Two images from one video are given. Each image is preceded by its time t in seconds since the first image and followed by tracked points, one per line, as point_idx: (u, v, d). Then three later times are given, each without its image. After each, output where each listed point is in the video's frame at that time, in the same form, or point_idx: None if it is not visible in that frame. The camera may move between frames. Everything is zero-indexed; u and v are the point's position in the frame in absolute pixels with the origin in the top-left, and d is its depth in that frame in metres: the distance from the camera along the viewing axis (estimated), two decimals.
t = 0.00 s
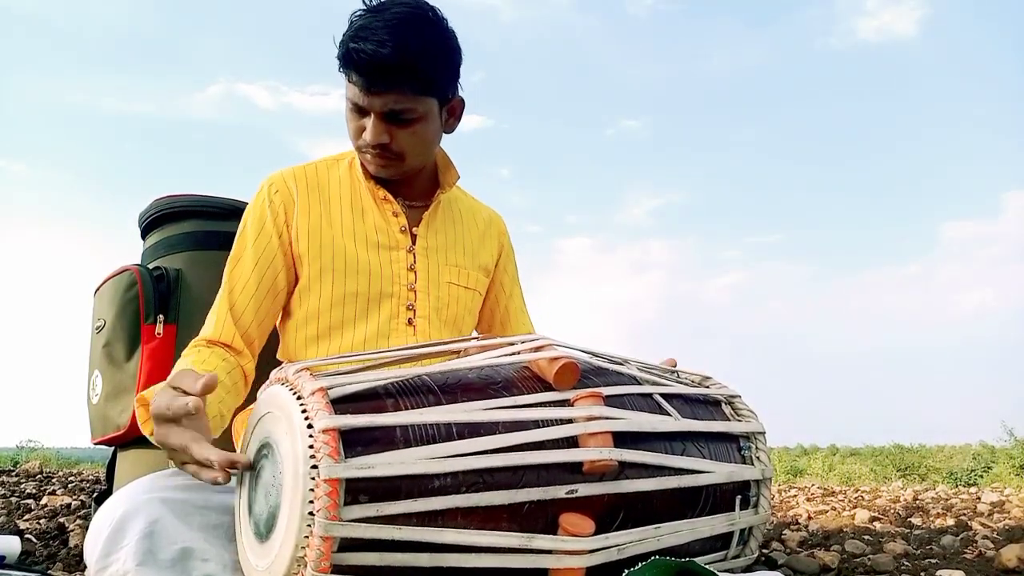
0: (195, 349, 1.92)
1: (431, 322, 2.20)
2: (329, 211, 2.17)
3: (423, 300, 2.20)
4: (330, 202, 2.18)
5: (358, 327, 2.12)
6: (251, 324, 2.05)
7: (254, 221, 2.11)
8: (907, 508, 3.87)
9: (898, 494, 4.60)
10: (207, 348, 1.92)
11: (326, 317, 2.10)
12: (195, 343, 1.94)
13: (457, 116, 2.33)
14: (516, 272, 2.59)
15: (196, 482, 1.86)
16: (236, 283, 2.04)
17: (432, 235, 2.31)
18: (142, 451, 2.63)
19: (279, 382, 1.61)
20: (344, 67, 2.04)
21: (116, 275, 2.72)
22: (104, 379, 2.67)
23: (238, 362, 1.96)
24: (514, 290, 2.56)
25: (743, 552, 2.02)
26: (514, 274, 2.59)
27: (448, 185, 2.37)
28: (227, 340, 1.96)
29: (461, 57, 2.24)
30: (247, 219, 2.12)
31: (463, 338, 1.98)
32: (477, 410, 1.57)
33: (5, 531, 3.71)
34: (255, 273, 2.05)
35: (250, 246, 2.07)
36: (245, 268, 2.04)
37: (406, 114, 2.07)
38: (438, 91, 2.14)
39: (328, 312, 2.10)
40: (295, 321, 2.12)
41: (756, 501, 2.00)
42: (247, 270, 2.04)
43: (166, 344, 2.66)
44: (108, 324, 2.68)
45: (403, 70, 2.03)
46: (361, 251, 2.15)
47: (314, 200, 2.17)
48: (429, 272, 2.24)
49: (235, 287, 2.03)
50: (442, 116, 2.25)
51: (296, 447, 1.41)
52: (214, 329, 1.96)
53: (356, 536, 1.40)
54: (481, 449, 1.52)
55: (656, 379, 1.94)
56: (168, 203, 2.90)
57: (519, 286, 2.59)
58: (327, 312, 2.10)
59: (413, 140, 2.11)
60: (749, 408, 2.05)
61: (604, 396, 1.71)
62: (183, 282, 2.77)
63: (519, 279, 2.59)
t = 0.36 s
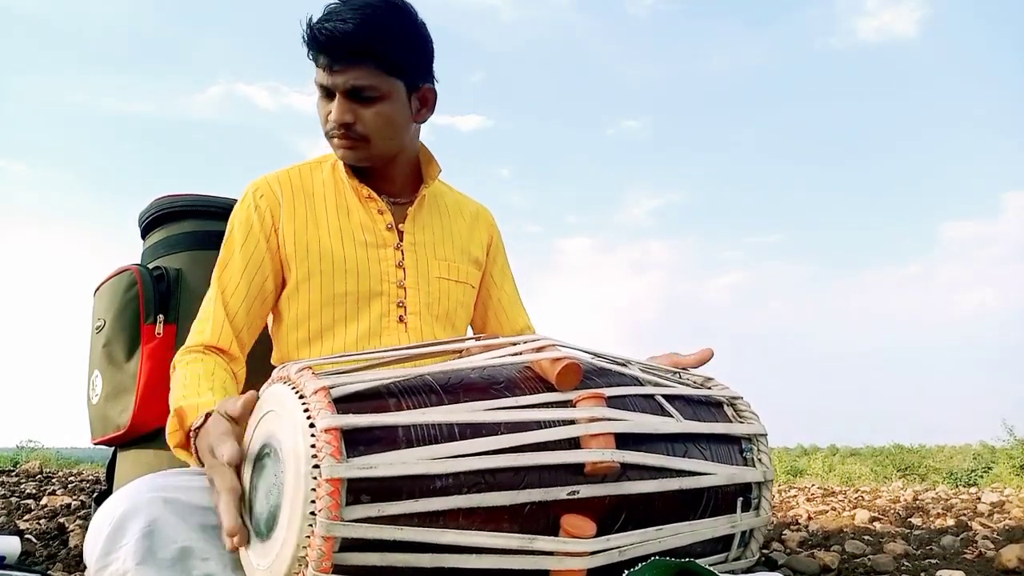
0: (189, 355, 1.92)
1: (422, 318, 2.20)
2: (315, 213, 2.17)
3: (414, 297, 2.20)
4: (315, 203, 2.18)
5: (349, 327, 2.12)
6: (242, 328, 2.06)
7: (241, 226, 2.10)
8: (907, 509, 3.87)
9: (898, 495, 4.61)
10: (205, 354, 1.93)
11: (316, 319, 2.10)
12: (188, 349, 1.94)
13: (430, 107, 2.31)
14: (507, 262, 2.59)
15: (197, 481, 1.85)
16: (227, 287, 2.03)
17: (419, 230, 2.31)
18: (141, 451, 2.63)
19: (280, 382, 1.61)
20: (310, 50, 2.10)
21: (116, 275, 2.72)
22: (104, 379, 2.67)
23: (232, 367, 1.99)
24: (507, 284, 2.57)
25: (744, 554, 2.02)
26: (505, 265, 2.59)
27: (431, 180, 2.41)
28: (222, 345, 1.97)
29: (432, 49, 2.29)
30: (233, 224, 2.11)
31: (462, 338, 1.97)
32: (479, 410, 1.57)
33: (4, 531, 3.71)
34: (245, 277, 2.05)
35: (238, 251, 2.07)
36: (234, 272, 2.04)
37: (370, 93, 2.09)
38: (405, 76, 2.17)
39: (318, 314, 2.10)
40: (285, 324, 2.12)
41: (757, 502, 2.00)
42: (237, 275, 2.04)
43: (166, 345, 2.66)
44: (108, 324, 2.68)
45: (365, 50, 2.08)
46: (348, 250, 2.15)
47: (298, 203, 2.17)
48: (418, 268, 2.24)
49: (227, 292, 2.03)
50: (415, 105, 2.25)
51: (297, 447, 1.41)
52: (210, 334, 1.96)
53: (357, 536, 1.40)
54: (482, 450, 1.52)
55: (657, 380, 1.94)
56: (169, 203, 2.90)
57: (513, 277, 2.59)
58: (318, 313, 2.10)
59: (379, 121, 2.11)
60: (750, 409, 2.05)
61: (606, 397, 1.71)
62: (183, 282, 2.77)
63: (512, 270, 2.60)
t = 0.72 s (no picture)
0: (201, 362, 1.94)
1: (418, 314, 2.19)
2: (312, 213, 2.17)
3: (410, 294, 2.19)
4: (312, 204, 2.18)
5: (346, 324, 2.12)
6: (253, 332, 2.07)
7: (243, 229, 2.11)
8: (906, 509, 3.87)
9: (898, 494, 4.61)
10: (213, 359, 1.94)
11: (313, 318, 2.11)
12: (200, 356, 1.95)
13: (411, 95, 2.32)
14: (506, 260, 2.60)
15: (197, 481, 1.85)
16: (234, 291, 2.05)
17: (415, 228, 2.31)
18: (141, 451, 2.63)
19: (280, 382, 1.61)
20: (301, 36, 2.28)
21: (116, 276, 2.72)
22: (104, 379, 2.67)
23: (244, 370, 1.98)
24: (507, 283, 2.57)
25: (743, 553, 2.02)
26: (505, 264, 2.59)
27: (429, 177, 2.42)
28: (233, 349, 1.97)
29: (425, 60, 2.43)
30: (236, 228, 2.12)
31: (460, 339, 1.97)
32: (478, 410, 1.57)
33: (4, 531, 3.71)
34: (251, 279, 2.07)
35: (242, 256, 2.08)
36: (241, 274, 2.06)
37: (342, 62, 2.18)
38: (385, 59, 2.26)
39: (315, 312, 2.11)
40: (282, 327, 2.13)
41: (757, 501, 2.00)
42: (243, 277, 2.06)
43: (166, 345, 2.66)
44: (108, 325, 2.68)
45: (344, 29, 2.22)
46: (344, 248, 2.15)
47: (296, 204, 2.17)
48: (414, 266, 2.24)
49: (234, 296, 2.04)
50: (395, 88, 2.28)
51: (297, 446, 1.41)
52: (219, 339, 1.98)
53: (357, 536, 1.40)
54: (482, 449, 1.52)
55: (657, 379, 1.94)
56: (168, 204, 2.90)
57: (513, 275, 2.60)
58: (315, 312, 2.11)
59: (349, 87, 2.16)
60: (749, 408, 2.05)
61: (605, 397, 1.71)
62: (183, 282, 2.77)
63: (512, 267, 2.60)
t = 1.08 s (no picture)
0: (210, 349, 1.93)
1: (422, 315, 2.19)
2: (322, 208, 2.17)
3: (416, 294, 2.19)
4: (322, 199, 2.18)
5: (351, 321, 2.12)
6: (260, 321, 2.07)
7: (254, 220, 2.11)
8: (906, 509, 3.88)
9: (898, 494, 4.61)
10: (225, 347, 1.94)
11: (318, 312, 2.11)
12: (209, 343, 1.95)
13: (429, 95, 2.34)
14: (512, 264, 2.60)
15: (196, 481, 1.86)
16: (245, 279, 2.04)
17: (423, 230, 2.31)
18: (141, 451, 2.63)
19: (279, 381, 1.61)
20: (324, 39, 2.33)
21: (116, 275, 2.72)
22: (104, 379, 2.67)
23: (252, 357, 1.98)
24: (511, 290, 2.57)
25: (743, 552, 2.02)
26: (510, 268, 2.59)
27: (438, 180, 2.43)
28: (241, 338, 1.97)
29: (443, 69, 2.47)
30: (247, 219, 2.11)
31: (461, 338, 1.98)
32: (477, 409, 1.57)
33: (5, 531, 3.71)
34: (259, 268, 2.06)
35: (253, 243, 2.08)
36: (252, 263, 2.05)
37: (365, 59, 2.22)
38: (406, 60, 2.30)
39: (320, 307, 2.11)
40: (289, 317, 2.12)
41: (756, 501, 2.00)
42: (253, 266, 2.06)
43: (166, 345, 2.66)
44: (108, 325, 2.68)
45: (368, 29, 2.27)
46: (353, 245, 2.15)
47: (308, 199, 2.17)
48: (420, 267, 2.24)
49: (244, 284, 2.03)
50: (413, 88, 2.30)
51: (296, 446, 1.41)
52: (230, 326, 1.97)
53: (357, 536, 1.40)
54: (482, 449, 1.52)
55: (656, 379, 1.94)
56: (168, 203, 2.90)
57: (520, 283, 2.60)
58: (320, 306, 2.11)
59: (371, 81, 2.19)
60: (749, 408, 2.05)
61: (604, 396, 1.71)
62: (182, 282, 2.77)
63: (518, 276, 2.61)
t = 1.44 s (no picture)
0: (207, 342, 1.92)
1: (426, 316, 2.19)
2: (329, 209, 2.17)
3: (420, 295, 2.19)
4: (330, 200, 2.18)
5: (356, 320, 2.12)
6: (259, 316, 2.06)
7: (259, 218, 2.10)
8: (906, 508, 3.87)
9: (898, 494, 4.60)
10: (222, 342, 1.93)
11: (323, 312, 2.11)
12: (206, 337, 1.94)
13: (440, 100, 2.36)
14: (512, 273, 2.60)
15: (196, 480, 1.86)
16: (247, 275, 2.03)
17: (429, 232, 2.31)
18: (142, 451, 2.63)
19: (280, 381, 1.61)
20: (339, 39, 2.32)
21: (116, 275, 2.72)
22: (104, 379, 2.67)
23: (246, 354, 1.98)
24: (512, 295, 2.57)
25: (743, 553, 2.02)
26: (511, 274, 2.59)
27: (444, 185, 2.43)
28: (239, 333, 1.97)
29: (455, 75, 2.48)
30: (252, 216, 2.11)
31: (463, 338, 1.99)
32: (479, 410, 1.57)
33: (5, 531, 3.71)
34: (263, 266, 2.05)
35: (258, 241, 2.07)
36: (256, 261, 2.05)
37: (381, 61, 2.22)
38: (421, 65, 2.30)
39: (326, 307, 2.11)
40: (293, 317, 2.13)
41: (757, 501, 2.00)
42: (257, 263, 2.05)
43: (166, 345, 2.66)
44: (108, 325, 2.68)
45: (385, 31, 2.27)
46: (359, 245, 2.15)
47: (315, 199, 2.17)
48: (425, 268, 2.24)
49: (246, 280, 2.03)
50: (426, 91, 2.31)
51: (297, 446, 1.41)
52: (230, 321, 1.96)
53: (358, 536, 1.40)
54: (483, 449, 1.52)
55: (657, 379, 1.94)
56: (168, 203, 2.90)
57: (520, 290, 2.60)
58: (325, 306, 2.11)
59: (386, 82, 2.20)
60: (749, 409, 2.05)
61: (605, 396, 1.71)
62: (183, 282, 2.77)
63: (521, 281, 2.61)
